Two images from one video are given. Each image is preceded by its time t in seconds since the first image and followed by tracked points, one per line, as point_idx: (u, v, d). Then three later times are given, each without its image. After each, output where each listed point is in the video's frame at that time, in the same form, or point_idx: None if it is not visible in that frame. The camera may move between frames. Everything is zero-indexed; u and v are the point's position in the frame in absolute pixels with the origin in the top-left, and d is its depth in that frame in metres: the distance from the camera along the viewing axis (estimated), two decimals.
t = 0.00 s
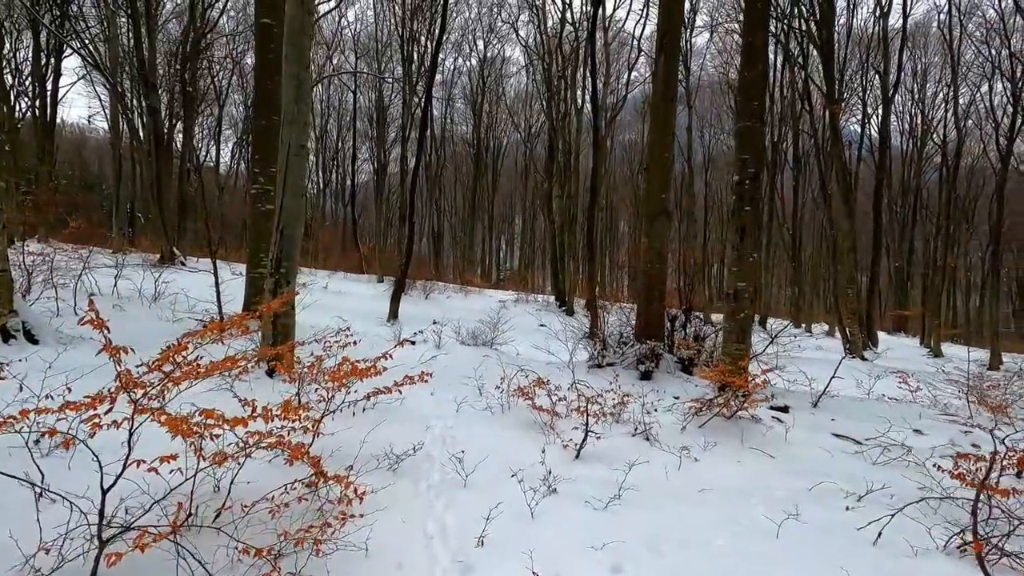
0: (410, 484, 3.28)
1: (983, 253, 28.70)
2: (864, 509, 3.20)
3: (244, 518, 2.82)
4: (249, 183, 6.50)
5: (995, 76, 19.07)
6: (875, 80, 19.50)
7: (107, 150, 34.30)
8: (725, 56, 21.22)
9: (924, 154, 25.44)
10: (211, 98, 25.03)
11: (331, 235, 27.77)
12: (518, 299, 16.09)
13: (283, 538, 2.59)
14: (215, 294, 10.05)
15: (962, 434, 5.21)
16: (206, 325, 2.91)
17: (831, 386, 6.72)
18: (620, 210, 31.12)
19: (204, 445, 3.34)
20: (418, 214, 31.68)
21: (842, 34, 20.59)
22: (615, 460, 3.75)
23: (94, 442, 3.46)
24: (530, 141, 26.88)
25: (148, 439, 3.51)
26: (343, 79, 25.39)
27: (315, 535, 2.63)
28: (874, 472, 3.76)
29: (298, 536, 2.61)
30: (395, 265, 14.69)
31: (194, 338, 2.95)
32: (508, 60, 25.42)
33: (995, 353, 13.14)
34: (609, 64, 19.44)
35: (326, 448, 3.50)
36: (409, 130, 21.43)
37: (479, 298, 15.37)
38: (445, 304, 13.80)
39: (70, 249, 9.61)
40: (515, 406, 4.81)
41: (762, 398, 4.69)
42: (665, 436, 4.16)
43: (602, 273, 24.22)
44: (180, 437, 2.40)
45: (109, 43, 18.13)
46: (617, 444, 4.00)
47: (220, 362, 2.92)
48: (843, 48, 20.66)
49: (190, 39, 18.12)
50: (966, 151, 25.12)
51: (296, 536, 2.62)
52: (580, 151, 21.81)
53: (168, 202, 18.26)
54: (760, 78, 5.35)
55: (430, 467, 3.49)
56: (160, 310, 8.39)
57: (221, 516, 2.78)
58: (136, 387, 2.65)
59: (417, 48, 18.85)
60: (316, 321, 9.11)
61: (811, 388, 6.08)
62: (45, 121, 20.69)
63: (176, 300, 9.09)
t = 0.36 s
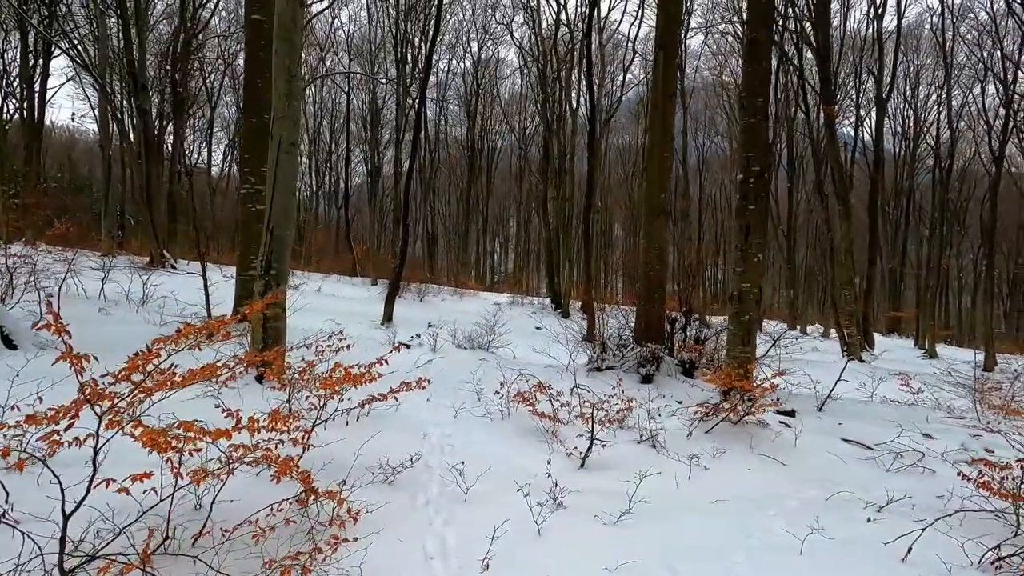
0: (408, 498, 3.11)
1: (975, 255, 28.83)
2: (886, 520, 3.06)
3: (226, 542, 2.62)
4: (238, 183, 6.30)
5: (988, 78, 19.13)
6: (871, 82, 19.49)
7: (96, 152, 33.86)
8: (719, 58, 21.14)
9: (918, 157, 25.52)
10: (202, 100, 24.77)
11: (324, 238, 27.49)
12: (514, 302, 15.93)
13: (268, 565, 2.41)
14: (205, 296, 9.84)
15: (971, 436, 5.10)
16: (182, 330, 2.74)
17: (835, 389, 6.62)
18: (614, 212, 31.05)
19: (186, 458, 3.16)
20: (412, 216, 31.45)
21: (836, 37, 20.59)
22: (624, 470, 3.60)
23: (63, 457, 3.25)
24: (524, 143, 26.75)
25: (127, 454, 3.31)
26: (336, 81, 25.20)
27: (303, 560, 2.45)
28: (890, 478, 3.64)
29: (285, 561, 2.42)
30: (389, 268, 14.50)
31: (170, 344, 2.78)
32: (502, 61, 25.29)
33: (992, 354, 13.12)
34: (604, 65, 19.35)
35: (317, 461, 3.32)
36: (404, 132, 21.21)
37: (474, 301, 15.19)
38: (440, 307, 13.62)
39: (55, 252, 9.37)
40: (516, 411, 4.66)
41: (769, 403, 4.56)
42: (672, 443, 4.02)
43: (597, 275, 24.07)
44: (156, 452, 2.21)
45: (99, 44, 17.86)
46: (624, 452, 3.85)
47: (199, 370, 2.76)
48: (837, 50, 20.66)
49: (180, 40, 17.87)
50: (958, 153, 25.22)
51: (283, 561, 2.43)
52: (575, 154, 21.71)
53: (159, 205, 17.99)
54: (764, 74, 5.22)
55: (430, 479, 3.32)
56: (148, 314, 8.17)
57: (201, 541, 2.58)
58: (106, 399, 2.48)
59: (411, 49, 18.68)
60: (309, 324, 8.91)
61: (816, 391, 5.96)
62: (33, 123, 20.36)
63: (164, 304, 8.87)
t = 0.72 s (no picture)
0: (409, 529, 2.93)
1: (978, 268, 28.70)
2: (919, 552, 2.87)
3: None
4: (238, 196, 6.21)
5: (990, 91, 19.13)
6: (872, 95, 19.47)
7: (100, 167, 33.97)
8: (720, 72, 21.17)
9: (919, 170, 25.48)
10: (206, 115, 24.87)
11: (326, 252, 27.41)
12: (516, 316, 15.79)
13: None
14: (205, 311, 9.73)
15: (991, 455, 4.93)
16: (161, 356, 2.62)
17: (847, 405, 6.45)
18: (616, 225, 31.00)
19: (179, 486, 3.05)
20: (413, 230, 31.41)
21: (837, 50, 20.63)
22: (635, 495, 3.44)
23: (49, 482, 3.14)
24: (526, 157, 26.76)
25: (112, 485, 3.15)
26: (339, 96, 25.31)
27: None
28: (914, 502, 3.48)
29: None
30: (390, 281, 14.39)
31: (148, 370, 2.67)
32: (504, 76, 25.40)
33: (1001, 367, 12.92)
34: (605, 79, 19.38)
35: (315, 487, 3.18)
36: (406, 146, 21.22)
37: (476, 315, 15.06)
38: (441, 321, 13.49)
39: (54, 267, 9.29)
40: (521, 431, 4.50)
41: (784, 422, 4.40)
42: (685, 464, 3.86)
43: (600, 288, 23.92)
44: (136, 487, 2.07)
45: (103, 59, 17.94)
46: (635, 475, 3.70)
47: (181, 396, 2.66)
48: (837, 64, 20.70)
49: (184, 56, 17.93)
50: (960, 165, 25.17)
51: None
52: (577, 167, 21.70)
53: (160, 218, 17.94)
54: (772, 85, 5.13)
55: (432, 508, 3.15)
56: (147, 329, 8.06)
57: None
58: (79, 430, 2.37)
59: (413, 63, 18.72)
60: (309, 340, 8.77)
61: (829, 409, 5.80)
62: (36, 137, 20.40)
63: (163, 319, 8.76)
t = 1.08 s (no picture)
0: (404, 549, 2.74)
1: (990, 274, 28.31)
2: None
3: None
4: (238, 201, 6.10)
5: (1001, 94, 18.86)
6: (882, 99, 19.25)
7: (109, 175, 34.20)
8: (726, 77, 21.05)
9: (929, 174, 25.18)
10: (213, 122, 24.97)
11: (331, 258, 27.38)
12: (521, 322, 15.63)
13: None
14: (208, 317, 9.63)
15: (1016, 466, 4.72)
16: (108, 368, 2.36)
17: (863, 415, 6.24)
18: (622, 232, 30.82)
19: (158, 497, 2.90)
20: (419, 237, 31.38)
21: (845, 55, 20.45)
22: (646, 511, 3.25)
23: (21, 491, 2.95)
24: (531, 163, 26.66)
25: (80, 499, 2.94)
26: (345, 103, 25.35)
27: None
28: (944, 521, 3.28)
29: None
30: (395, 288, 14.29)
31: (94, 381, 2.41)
32: (509, 82, 25.37)
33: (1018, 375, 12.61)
34: (612, 85, 19.26)
35: (304, 504, 2.99)
36: (411, 153, 21.17)
37: (480, 321, 14.92)
38: (446, 328, 13.35)
39: (58, 273, 9.24)
40: (525, 442, 4.32)
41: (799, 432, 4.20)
42: (697, 477, 3.68)
43: (606, 294, 23.71)
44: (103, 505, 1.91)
45: (110, 67, 18.01)
46: (645, 489, 3.51)
47: (141, 408, 2.46)
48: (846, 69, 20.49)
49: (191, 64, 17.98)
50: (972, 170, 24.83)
51: None
52: (582, 173, 21.58)
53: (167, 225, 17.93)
54: (784, 83, 4.98)
55: (429, 527, 2.96)
56: (149, 335, 7.96)
57: None
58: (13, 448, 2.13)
59: (419, 70, 18.72)
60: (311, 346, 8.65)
61: (845, 419, 5.59)
62: (45, 145, 20.51)
63: (165, 326, 8.69)
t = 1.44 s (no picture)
0: (392, 560, 2.58)
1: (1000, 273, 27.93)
2: None
3: None
4: (236, 197, 5.99)
5: (1014, 90, 18.52)
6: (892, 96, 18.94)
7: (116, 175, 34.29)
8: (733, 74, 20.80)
9: (940, 172, 24.81)
10: (218, 121, 24.94)
11: (336, 257, 27.32)
12: (525, 321, 15.48)
13: None
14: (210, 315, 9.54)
15: None
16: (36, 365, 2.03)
17: (875, 417, 6.08)
18: (627, 230, 30.61)
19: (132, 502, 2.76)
20: (424, 235, 31.27)
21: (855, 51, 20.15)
22: (652, 519, 3.10)
23: None
24: (536, 161, 26.45)
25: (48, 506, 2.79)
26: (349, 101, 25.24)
27: None
28: (967, 530, 3.12)
29: None
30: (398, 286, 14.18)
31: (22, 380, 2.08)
32: (514, 80, 25.18)
33: None
34: (617, 82, 19.05)
35: (284, 513, 2.81)
36: (416, 151, 21.03)
37: (485, 320, 14.78)
38: (449, 326, 13.23)
39: (59, 271, 9.19)
40: (526, 444, 4.17)
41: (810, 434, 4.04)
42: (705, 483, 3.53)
43: (611, 293, 23.52)
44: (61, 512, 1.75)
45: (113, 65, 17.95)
46: (651, 496, 3.36)
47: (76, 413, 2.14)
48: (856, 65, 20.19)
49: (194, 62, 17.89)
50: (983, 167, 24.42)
51: None
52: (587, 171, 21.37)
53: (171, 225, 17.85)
54: (795, 73, 4.80)
55: (419, 536, 2.80)
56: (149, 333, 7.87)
57: None
58: None
59: (423, 68, 18.58)
60: (313, 345, 8.55)
61: (857, 420, 5.42)
62: (51, 145, 20.54)
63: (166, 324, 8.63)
